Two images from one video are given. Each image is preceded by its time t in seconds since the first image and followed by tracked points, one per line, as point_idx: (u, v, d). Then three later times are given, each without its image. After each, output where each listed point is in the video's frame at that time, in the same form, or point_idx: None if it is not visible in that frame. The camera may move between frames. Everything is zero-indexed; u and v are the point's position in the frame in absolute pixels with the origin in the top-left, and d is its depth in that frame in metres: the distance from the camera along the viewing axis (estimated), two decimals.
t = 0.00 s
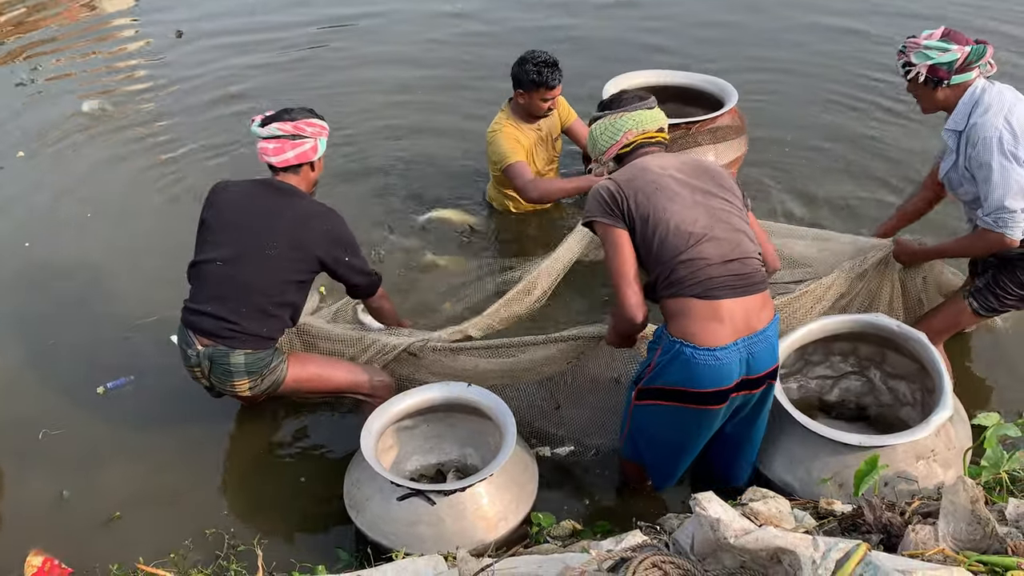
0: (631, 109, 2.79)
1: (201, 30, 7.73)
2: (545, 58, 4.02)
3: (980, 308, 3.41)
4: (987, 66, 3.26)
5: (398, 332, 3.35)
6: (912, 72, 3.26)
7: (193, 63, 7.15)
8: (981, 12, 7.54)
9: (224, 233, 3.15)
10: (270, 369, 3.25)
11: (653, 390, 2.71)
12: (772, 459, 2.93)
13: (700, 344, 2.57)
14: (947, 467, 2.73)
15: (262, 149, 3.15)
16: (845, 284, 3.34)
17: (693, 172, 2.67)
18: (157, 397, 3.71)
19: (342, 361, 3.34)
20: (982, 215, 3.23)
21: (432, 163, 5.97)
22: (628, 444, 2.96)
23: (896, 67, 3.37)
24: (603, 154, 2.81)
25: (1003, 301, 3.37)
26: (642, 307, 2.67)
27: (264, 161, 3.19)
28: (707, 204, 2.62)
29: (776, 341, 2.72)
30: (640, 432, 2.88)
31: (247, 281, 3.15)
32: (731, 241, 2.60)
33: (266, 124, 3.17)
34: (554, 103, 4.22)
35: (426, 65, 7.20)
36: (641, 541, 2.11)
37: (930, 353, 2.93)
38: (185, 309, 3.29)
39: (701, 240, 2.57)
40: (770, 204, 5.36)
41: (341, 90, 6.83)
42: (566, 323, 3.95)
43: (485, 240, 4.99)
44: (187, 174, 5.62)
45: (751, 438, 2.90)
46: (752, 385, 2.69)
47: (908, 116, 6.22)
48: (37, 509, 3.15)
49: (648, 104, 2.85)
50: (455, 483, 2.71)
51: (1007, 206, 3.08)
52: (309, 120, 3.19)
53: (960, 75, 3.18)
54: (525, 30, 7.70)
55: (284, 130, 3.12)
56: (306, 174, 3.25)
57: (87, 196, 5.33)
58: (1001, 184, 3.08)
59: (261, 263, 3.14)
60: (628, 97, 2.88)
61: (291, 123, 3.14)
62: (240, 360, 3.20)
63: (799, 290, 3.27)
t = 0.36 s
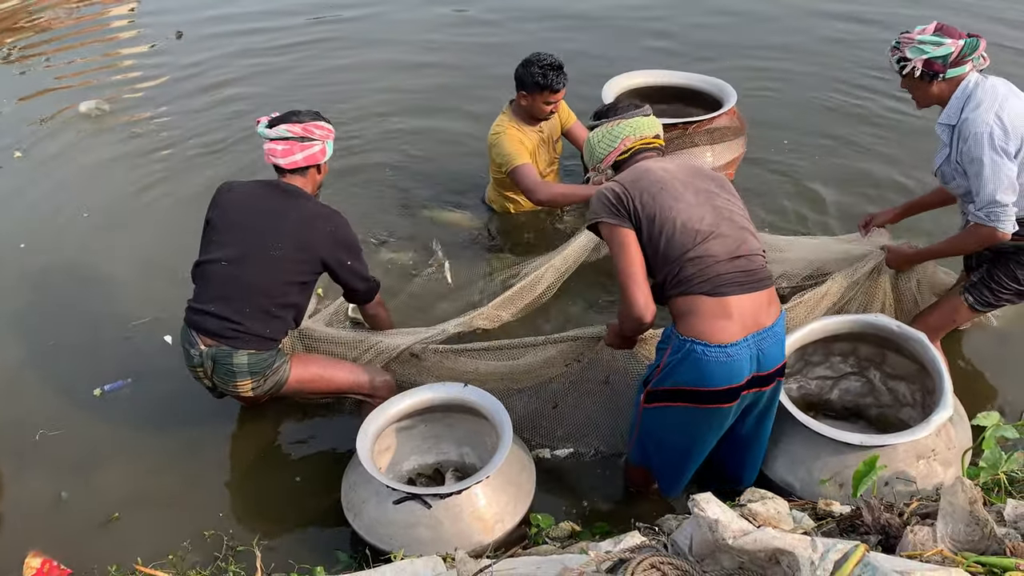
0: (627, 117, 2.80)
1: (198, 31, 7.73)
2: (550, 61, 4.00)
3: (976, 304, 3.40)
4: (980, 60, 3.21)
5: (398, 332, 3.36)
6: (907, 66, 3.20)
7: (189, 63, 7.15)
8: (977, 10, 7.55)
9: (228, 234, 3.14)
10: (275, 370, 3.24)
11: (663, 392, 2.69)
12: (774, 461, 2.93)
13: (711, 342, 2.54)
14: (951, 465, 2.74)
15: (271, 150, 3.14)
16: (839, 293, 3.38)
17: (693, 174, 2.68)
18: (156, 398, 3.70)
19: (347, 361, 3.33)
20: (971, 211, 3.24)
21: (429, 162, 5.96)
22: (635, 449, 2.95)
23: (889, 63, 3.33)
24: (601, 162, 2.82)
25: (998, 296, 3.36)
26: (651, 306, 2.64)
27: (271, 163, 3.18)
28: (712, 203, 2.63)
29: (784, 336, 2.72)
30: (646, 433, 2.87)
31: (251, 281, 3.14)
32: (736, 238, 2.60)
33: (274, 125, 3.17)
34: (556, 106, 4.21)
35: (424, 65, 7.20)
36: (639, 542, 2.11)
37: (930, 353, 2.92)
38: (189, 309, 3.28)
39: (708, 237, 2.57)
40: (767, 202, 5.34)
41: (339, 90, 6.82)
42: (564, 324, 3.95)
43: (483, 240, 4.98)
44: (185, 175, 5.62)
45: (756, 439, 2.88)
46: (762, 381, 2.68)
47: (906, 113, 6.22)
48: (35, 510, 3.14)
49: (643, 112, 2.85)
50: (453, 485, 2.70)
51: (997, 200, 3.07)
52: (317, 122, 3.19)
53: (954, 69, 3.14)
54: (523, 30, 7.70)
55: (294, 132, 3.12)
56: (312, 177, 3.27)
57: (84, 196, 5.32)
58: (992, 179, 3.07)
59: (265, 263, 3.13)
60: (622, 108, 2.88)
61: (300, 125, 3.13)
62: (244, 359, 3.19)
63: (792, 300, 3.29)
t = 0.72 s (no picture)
0: (625, 130, 2.80)
1: (196, 31, 7.71)
2: (555, 70, 4.00)
3: (976, 303, 3.41)
4: (968, 62, 3.20)
5: (400, 334, 3.37)
6: (896, 74, 3.22)
7: (187, 63, 7.14)
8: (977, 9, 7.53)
9: (228, 233, 3.14)
10: (275, 369, 3.22)
11: (672, 394, 2.67)
12: (780, 462, 2.92)
13: (719, 338, 2.51)
14: (955, 461, 2.75)
15: (269, 149, 3.14)
16: (828, 284, 3.41)
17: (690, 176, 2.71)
18: (155, 399, 3.70)
19: (349, 362, 3.33)
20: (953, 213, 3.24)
21: (427, 162, 5.95)
22: (644, 459, 2.93)
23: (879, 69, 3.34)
24: (601, 175, 2.81)
25: (998, 296, 3.36)
26: (658, 301, 2.58)
27: (269, 161, 3.18)
28: (713, 202, 2.65)
29: (790, 334, 2.70)
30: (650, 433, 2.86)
31: (251, 281, 3.13)
32: (738, 236, 2.61)
33: (272, 123, 3.16)
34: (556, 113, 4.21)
35: (422, 64, 7.19)
36: (639, 543, 2.11)
37: (930, 347, 2.92)
38: (189, 308, 3.28)
39: (711, 234, 2.57)
40: (766, 201, 5.32)
41: (337, 90, 6.81)
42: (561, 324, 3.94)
43: (482, 241, 4.98)
44: (183, 175, 5.61)
45: (761, 441, 2.86)
46: (769, 381, 2.65)
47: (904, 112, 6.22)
48: (34, 512, 3.14)
49: (642, 125, 2.85)
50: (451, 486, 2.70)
51: (976, 202, 3.09)
52: (315, 121, 3.20)
53: (943, 73, 3.13)
54: (521, 30, 7.69)
55: (293, 130, 3.12)
56: (311, 175, 3.27)
57: (82, 196, 5.32)
58: (973, 181, 3.07)
59: (265, 262, 3.12)
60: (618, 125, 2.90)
61: (299, 123, 3.14)
62: (245, 359, 3.19)
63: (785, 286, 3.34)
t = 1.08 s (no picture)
0: (620, 144, 2.81)
1: (194, 31, 7.70)
2: (555, 79, 4.00)
3: (976, 305, 3.40)
4: (957, 70, 3.22)
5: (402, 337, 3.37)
6: (883, 84, 3.23)
7: (184, 63, 7.12)
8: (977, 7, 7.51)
9: (227, 235, 3.14)
10: (275, 371, 3.23)
11: (674, 396, 2.67)
12: (782, 461, 2.92)
13: (718, 337, 2.50)
14: (956, 457, 2.76)
15: (268, 152, 3.14)
16: (829, 287, 3.41)
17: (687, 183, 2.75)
18: (153, 400, 3.70)
19: (349, 364, 3.33)
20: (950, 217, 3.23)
21: (425, 161, 5.94)
22: (647, 462, 2.93)
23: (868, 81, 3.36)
24: (597, 188, 2.79)
25: (999, 297, 3.36)
26: (658, 303, 2.58)
27: (268, 164, 3.18)
28: (709, 204, 2.67)
29: (789, 333, 2.70)
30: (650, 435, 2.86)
31: (251, 282, 3.14)
32: (736, 236, 2.62)
33: (271, 125, 3.16)
34: (549, 116, 4.20)
35: (420, 64, 7.18)
36: (640, 544, 2.12)
37: (928, 346, 2.93)
38: (189, 310, 3.28)
39: (708, 234, 2.58)
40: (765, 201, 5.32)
41: (335, 89, 6.80)
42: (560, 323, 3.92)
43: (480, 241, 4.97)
44: (182, 176, 5.61)
45: (759, 442, 2.86)
46: (770, 380, 2.65)
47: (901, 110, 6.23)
48: (32, 513, 3.14)
49: (637, 139, 2.86)
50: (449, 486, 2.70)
51: (970, 206, 3.09)
52: (312, 123, 3.21)
53: (929, 82, 3.15)
54: (519, 28, 7.69)
55: (290, 133, 3.13)
56: (310, 177, 3.28)
57: (80, 197, 5.31)
58: (966, 186, 3.08)
59: (265, 264, 3.13)
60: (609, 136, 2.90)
61: (297, 125, 3.14)
62: (245, 360, 3.19)
63: (785, 290, 3.35)
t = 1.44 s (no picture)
0: (618, 146, 2.81)
1: (192, 31, 7.68)
2: (550, 83, 4.00)
3: (976, 308, 3.40)
4: (956, 76, 3.19)
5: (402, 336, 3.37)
6: (881, 89, 3.21)
7: (182, 62, 7.10)
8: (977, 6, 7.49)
9: (225, 237, 3.14)
10: (274, 372, 3.23)
11: (673, 395, 2.66)
12: (782, 462, 2.92)
13: (716, 337, 2.50)
14: (957, 457, 2.76)
15: (266, 153, 3.13)
16: (829, 288, 3.42)
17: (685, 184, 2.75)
18: (153, 401, 3.69)
19: (348, 364, 3.34)
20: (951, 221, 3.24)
21: (424, 161, 5.92)
22: (646, 463, 2.93)
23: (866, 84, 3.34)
24: (597, 191, 2.79)
25: (999, 300, 3.36)
26: (656, 303, 2.58)
27: (267, 165, 3.17)
28: (707, 204, 2.67)
29: (788, 334, 2.70)
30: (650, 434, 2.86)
31: (249, 283, 3.14)
32: (734, 236, 2.62)
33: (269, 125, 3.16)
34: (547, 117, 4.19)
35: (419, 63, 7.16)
36: (639, 545, 2.12)
37: (925, 345, 2.93)
38: (188, 311, 3.28)
39: (706, 234, 2.58)
40: (764, 200, 5.31)
41: (332, 88, 6.78)
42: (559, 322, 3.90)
43: (479, 241, 4.97)
44: (180, 176, 5.60)
45: (759, 443, 2.86)
46: (769, 381, 2.65)
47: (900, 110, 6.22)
48: (30, 515, 3.13)
49: (635, 141, 2.86)
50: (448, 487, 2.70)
51: (972, 210, 3.09)
52: (309, 123, 3.21)
53: (928, 87, 3.13)
54: (517, 26, 7.67)
55: (288, 134, 3.12)
56: (308, 177, 3.28)
57: (79, 197, 5.30)
58: (966, 189, 3.08)
59: (264, 264, 3.12)
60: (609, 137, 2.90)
61: (295, 126, 3.14)
62: (243, 361, 3.19)
63: (785, 291, 3.35)
